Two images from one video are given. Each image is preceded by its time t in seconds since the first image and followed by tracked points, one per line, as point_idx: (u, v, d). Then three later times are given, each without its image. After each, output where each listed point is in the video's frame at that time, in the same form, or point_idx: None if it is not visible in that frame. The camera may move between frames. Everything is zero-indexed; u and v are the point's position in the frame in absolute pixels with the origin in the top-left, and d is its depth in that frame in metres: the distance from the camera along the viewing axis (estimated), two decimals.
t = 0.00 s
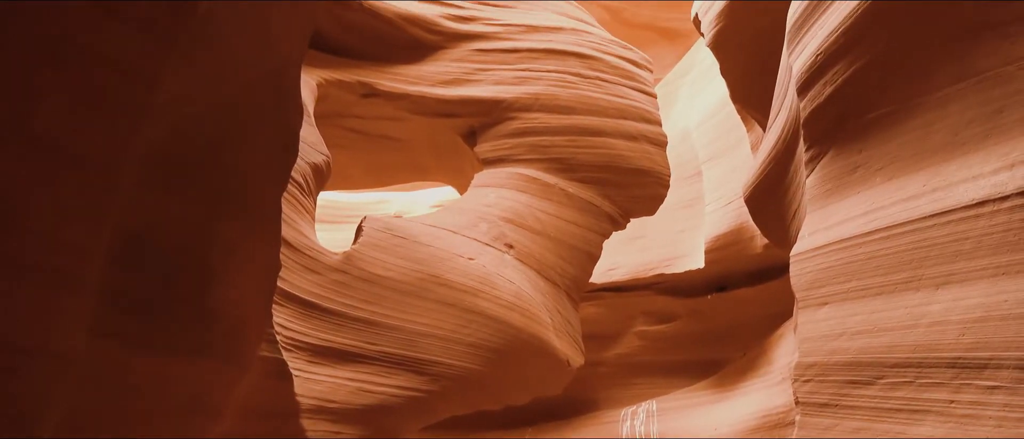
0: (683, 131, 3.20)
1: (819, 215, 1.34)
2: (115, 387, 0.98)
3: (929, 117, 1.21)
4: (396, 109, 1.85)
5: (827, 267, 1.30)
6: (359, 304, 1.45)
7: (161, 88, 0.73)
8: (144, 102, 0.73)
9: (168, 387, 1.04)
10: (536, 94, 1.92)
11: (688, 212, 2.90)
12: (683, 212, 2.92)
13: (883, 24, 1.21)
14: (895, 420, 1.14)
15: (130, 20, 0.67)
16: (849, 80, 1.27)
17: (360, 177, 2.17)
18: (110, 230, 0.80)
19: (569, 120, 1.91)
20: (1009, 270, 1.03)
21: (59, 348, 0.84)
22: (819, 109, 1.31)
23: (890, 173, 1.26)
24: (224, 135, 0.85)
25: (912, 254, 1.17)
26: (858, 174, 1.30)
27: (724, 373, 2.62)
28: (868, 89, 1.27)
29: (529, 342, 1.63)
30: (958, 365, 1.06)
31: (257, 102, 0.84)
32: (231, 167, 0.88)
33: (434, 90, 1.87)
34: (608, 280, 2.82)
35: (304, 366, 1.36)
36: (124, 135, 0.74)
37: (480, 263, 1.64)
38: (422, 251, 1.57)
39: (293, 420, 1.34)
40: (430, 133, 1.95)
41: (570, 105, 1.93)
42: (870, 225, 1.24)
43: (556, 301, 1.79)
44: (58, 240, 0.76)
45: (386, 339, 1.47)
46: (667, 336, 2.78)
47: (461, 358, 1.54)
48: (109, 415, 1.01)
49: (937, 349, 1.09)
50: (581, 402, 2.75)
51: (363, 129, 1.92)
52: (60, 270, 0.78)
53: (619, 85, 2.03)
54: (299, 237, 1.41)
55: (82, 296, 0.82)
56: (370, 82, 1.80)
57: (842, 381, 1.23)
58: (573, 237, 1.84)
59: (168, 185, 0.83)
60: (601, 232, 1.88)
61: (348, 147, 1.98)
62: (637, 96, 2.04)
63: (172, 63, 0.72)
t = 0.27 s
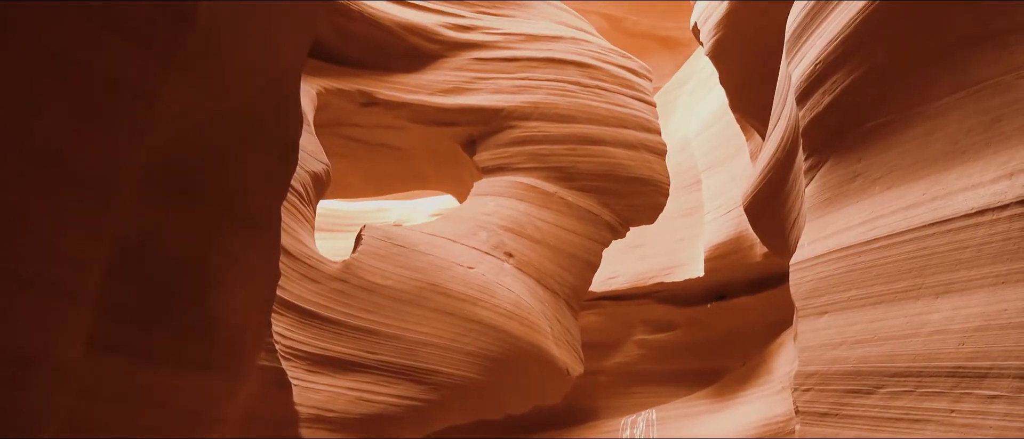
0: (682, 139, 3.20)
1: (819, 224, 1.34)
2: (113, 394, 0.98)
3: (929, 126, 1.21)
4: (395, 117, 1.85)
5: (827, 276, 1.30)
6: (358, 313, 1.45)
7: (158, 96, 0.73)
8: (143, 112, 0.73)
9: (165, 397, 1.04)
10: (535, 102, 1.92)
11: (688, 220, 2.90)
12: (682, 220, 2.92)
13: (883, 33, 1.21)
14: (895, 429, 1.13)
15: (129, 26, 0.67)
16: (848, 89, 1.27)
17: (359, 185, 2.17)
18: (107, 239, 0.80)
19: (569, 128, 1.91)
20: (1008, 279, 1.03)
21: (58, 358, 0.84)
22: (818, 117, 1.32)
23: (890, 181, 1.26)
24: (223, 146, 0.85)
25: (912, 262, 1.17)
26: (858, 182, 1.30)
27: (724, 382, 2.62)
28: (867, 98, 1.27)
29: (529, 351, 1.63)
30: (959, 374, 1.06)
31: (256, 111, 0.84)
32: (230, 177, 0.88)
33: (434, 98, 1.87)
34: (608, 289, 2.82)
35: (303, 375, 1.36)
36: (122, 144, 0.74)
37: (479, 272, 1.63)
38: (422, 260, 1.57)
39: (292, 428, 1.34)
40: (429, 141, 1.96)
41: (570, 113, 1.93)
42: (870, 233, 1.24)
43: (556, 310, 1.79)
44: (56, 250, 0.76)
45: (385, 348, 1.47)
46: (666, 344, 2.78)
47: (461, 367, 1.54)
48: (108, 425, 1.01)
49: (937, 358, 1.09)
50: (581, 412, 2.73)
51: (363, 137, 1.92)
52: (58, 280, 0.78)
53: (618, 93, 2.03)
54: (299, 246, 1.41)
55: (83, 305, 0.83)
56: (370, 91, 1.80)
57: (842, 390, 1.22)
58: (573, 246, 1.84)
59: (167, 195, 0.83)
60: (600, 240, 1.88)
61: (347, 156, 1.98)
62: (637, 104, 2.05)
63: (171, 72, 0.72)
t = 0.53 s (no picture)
0: (682, 147, 3.21)
1: (819, 232, 1.35)
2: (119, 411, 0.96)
3: (927, 134, 1.21)
4: (396, 126, 1.85)
5: (827, 285, 1.30)
6: (357, 322, 1.45)
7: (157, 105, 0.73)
8: (142, 122, 0.73)
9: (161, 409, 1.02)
10: (535, 111, 1.92)
11: (688, 228, 2.90)
12: (682, 228, 2.92)
13: (882, 42, 1.22)
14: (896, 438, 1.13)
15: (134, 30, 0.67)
16: (847, 97, 1.28)
17: (360, 194, 2.17)
18: (106, 249, 0.79)
19: (569, 137, 1.91)
20: (1008, 287, 1.03)
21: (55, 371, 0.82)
22: (818, 125, 1.33)
23: (889, 190, 1.26)
24: (223, 155, 0.85)
25: (912, 271, 1.17)
26: (857, 191, 1.30)
27: (724, 391, 2.63)
28: (865, 106, 1.27)
29: (529, 360, 1.62)
30: (959, 383, 1.05)
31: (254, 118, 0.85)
32: (229, 186, 0.88)
33: (434, 107, 1.88)
34: (607, 298, 2.80)
35: (303, 384, 1.36)
36: (121, 153, 0.73)
37: (479, 281, 1.63)
38: (422, 268, 1.57)
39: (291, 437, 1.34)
40: (429, 150, 1.96)
41: (570, 122, 1.93)
42: (870, 242, 1.24)
43: (555, 318, 1.78)
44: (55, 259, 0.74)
45: (385, 356, 1.46)
46: (666, 353, 2.77)
47: (461, 376, 1.53)
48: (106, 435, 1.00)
49: (937, 366, 1.09)
50: (582, 422, 2.74)
51: (363, 146, 1.93)
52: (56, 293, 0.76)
53: (618, 102, 2.04)
54: (299, 255, 1.41)
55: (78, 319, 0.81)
56: (370, 99, 1.80)
57: (842, 398, 1.22)
58: (573, 254, 1.84)
59: (166, 204, 0.83)
60: (600, 249, 1.88)
61: (347, 165, 1.98)
62: (637, 113, 2.05)
63: (172, 79, 0.72)
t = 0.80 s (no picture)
0: (682, 156, 3.21)
1: (820, 240, 1.35)
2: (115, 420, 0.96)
3: (927, 143, 1.21)
4: (396, 135, 1.86)
5: (827, 293, 1.31)
6: (357, 330, 1.45)
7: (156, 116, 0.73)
8: (142, 133, 0.73)
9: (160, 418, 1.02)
10: (535, 119, 1.92)
11: (688, 236, 2.90)
12: (682, 236, 2.92)
13: (882, 50, 1.22)
14: None
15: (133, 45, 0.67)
16: (846, 106, 1.28)
17: (360, 202, 2.17)
18: (105, 260, 0.79)
19: (569, 145, 1.92)
20: (1009, 296, 1.03)
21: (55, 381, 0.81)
22: (818, 134, 1.33)
23: (889, 198, 1.26)
24: (222, 163, 0.85)
25: (912, 279, 1.17)
26: (857, 199, 1.30)
27: (724, 400, 2.65)
28: (864, 115, 1.27)
29: (529, 368, 1.62)
30: (960, 392, 1.05)
31: (253, 128, 0.86)
32: (230, 196, 0.88)
33: (434, 115, 1.88)
34: (607, 307, 2.79)
35: (303, 392, 1.36)
36: (122, 164, 0.74)
37: (479, 289, 1.63)
38: (422, 277, 1.57)
39: None
40: (429, 158, 1.96)
41: (570, 130, 1.93)
42: (871, 250, 1.24)
43: (555, 326, 1.78)
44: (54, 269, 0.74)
45: (385, 365, 1.46)
46: (666, 361, 2.77)
47: (461, 385, 1.53)
48: None
49: (938, 375, 1.09)
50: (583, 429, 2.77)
51: (363, 155, 1.93)
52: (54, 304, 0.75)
53: (618, 110, 2.04)
54: (298, 263, 1.41)
55: (78, 330, 0.80)
56: (370, 108, 1.81)
57: (843, 407, 1.22)
58: (573, 263, 1.84)
59: (167, 215, 0.83)
60: (600, 257, 1.88)
61: (347, 173, 1.99)
62: (637, 121, 2.05)
63: (172, 90, 0.72)
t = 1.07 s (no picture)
0: (682, 164, 3.22)
1: (820, 248, 1.35)
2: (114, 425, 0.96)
3: (926, 152, 1.21)
4: (396, 143, 1.86)
5: (828, 302, 1.31)
6: (357, 339, 1.45)
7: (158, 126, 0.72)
8: (142, 143, 0.72)
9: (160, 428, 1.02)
10: (535, 128, 1.92)
11: (688, 244, 2.90)
12: (683, 244, 2.92)
13: (882, 59, 1.22)
14: None
15: (134, 52, 0.66)
16: (846, 115, 1.28)
17: (360, 211, 2.17)
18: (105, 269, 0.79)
19: (569, 154, 1.92)
20: (1010, 304, 1.03)
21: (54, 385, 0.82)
22: (817, 143, 1.32)
23: (889, 207, 1.26)
24: (223, 176, 0.85)
25: (912, 288, 1.17)
26: (858, 207, 1.30)
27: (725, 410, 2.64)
28: (864, 123, 1.27)
29: (528, 377, 1.62)
30: (961, 401, 1.05)
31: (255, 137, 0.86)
32: (231, 205, 0.88)
33: (434, 124, 1.88)
34: (607, 315, 2.79)
35: (303, 401, 1.35)
36: (121, 173, 0.73)
37: (480, 298, 1.63)
38: (422, 286, 1.57)
39: None
40: (429, 167, 1.96)
41: (570, 139, 1.93)
42: (871, 259, 1.24)
43: (556, 335, 1.78)
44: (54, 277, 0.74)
45: (384, 374, 1.46)
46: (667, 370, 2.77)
47: (461, 394, 1.53)
48: None
49: (939, 383, 1.09)
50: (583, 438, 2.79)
51: (363, 163, 1.93)
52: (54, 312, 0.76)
53: (618, 119, 2.04)
54: (298, 272, 1.41)
55: (77, 337, 0.81)
56: (370, 116, 1.81)
57: (845, 416, 1.22)
58: (573, 271, 1.84)
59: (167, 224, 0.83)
60: (600, 265, 1.88)
61: (348, 182, 1.99)
62: (637, 130, 2.06)
63: (172, 99, 0.71)
